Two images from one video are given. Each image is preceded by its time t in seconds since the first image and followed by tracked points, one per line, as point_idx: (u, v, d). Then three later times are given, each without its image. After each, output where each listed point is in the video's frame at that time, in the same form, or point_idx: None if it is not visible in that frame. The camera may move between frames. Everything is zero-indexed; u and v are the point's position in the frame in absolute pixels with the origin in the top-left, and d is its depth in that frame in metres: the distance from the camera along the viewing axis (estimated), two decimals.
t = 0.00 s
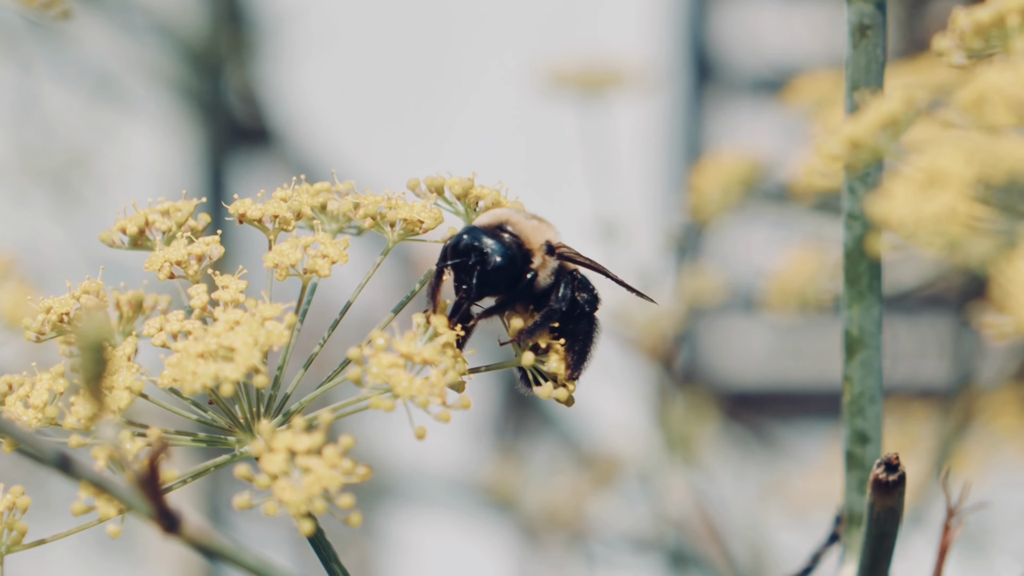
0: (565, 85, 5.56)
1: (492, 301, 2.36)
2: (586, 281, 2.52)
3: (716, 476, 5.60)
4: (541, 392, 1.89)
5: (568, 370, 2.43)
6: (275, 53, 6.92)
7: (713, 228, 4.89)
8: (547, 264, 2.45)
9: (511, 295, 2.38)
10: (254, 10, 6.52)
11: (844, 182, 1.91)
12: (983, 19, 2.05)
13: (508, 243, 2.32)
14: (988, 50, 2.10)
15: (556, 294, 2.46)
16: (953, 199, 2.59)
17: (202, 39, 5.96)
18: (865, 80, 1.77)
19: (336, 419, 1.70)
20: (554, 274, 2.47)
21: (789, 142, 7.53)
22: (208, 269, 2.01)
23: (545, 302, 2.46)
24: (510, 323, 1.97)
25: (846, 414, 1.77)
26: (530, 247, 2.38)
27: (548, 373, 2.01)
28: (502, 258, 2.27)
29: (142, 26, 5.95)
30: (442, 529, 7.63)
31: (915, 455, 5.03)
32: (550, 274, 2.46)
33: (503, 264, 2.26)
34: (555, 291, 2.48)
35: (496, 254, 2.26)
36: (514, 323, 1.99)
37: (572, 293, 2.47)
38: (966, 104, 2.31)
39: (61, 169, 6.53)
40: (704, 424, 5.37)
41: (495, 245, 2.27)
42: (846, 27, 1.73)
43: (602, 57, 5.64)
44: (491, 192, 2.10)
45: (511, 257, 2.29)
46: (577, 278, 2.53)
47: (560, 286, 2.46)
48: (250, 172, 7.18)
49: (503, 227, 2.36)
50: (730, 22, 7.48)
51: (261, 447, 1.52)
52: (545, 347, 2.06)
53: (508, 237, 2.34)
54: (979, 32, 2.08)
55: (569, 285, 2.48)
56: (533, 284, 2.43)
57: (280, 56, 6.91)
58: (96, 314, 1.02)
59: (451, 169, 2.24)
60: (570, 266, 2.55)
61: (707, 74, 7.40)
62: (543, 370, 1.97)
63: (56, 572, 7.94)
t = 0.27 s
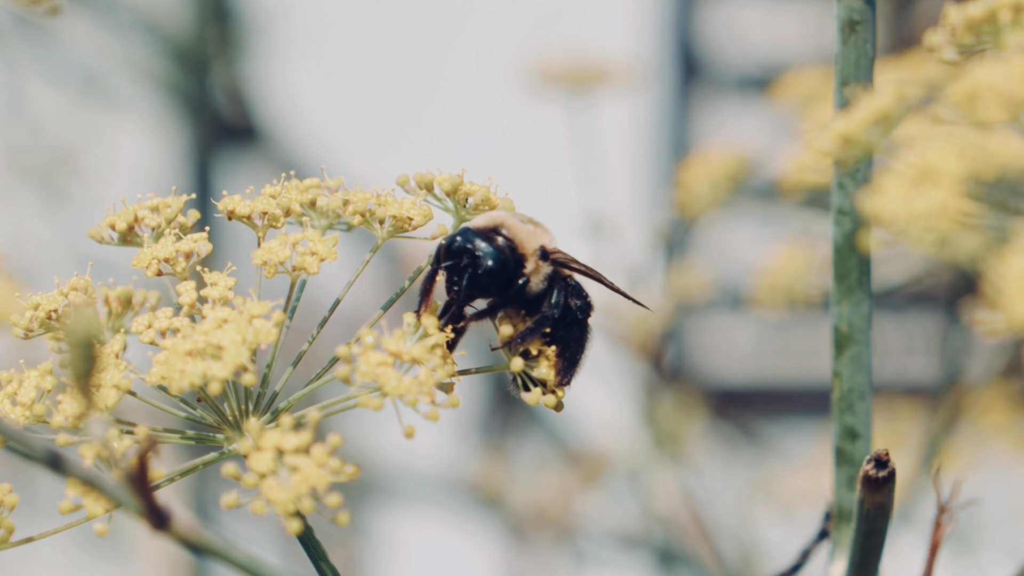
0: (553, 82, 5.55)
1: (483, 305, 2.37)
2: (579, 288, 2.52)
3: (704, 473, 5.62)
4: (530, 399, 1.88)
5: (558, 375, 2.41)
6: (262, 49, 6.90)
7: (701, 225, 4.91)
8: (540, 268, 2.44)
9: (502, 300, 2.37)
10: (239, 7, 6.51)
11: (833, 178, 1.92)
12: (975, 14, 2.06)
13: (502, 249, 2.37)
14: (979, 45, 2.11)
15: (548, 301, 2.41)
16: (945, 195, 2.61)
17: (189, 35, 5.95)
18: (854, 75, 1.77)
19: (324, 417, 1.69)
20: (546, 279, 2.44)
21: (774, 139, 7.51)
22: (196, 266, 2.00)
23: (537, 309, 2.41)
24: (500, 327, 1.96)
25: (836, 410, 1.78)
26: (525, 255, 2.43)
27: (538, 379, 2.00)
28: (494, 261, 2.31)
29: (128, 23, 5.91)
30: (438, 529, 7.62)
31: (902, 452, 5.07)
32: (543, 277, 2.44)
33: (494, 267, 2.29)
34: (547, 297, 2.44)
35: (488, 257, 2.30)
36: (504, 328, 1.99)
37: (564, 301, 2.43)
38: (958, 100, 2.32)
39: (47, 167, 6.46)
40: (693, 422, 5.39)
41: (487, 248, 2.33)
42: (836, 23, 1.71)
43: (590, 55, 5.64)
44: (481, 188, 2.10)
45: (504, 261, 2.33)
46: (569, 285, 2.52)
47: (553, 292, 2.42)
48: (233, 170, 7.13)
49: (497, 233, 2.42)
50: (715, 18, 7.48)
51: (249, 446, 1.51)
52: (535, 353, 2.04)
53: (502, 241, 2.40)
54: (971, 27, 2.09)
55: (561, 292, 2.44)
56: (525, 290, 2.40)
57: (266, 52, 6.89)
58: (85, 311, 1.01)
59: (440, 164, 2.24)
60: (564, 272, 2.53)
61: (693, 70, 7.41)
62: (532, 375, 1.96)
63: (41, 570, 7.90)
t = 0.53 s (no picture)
0: (541, 77, 5.55)
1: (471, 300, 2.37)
2: (569, 285, 2.52)
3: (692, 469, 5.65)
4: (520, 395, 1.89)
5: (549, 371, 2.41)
6: (248, 44, 6.87)
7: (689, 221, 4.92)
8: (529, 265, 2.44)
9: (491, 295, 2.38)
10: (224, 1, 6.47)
11: (823, 173, 1.93)
12: (965, 9, 2.07)
13: (490, 244, 2.37)
14: (969, 40, 2.12)
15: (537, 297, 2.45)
16: (937, 189, 2.63)
17: (175, 32, 6.00)
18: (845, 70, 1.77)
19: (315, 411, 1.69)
20: (535, 276, 2.46)
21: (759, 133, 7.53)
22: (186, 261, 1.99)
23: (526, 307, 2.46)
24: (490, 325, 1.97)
25: (825, 405, 1.79)
26: (514, 251, 2.43)
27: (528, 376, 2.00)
28: (482, 256, 2.30)
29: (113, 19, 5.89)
30: (432, 526, 7.64)
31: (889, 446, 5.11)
32: (532, 274, 2.46)
33: (481, 262, 2.29)
34: (537, 293, 2.48)
35: (475, 252, 2.30)
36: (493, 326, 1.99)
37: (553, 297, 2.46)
38: (950, 94, 2.33)
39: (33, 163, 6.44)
40: (681, 418, 5.42)
41: (475, 243, 2.32)
42: (825, 18, 1.73)
43: (577, 50, 5.64)
44: (470, 182, 2.10)
45: (491, 256, 2.33)
46: (559, 282, 2.52)
47: (543, 288, 2.45)
48: (221, 165, 7.11)
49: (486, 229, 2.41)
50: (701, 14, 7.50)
51: (239, 440, 1.51)
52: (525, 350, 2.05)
53: (491, 237, 2.39)
54: (962, 22, 2.10)
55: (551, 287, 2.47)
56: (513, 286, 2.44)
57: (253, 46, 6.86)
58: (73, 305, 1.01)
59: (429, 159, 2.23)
60: (554, 268, 2.52)
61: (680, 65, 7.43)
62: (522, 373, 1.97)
63: (29, 566, 7.89)
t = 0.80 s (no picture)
0: (530, 72, 5.54)
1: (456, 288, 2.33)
2: (553, 269, 2.52)
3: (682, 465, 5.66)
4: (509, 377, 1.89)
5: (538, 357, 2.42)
6: (236, 39, 6.83)
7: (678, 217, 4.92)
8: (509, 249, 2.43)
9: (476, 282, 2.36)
10: None
11: (814, 168, 1.92)
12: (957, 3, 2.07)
13: (472, 231, 2.31)
14: (960, 34, 2.12)
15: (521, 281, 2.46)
16: (929, 184, 2.64)
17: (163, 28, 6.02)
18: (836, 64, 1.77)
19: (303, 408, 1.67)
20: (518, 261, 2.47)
21: (746, 128, 7.54)
22: (175, 259, 1.97)
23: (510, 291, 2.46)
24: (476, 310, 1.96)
25: (817, 401, 1.79)
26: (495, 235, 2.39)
27: (517, 361, 2.00)
28: (464, 242, 2.25)
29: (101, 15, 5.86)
30: (419, 522, 7.65)
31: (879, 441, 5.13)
32: (514, 258, 2.45)
33: (464, 249, 2.25)
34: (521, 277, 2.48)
35: (457, 238, 2.24)
36: (481, 311, 1.98)
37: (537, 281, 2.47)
38: (942, 88, 2.33)
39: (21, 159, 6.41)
40: (672, 413, 5.43)
41: (456, 230, 2.26)
42: (817, 12, 1.71)
43: (567, 45, 5.63)
44: (460, 178, 2.09)
45: (473, 242, 2.28)
46: (541, 265, 2.53)
47: (526, 271, 2.46)
48: (210, 162, 7.08)
49: (467, 215, 2.35)
50: (687, 8, 7.51)
51: (229, 437, 1.50)
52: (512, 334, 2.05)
53: (472, 224, 2.33)
54: (954, 16, 2.10)
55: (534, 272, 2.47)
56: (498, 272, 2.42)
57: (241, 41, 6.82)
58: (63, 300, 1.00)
59: (418, 156, 2.22)
60: (537, 253, 2.53)
61: (667, 60, 7.42)
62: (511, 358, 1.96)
63: (18, 564, 7.85)
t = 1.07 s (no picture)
0: (523, 72, 5.54)
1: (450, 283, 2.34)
2: (545, 260, 2.51)
3: (676, 465, 5.66)
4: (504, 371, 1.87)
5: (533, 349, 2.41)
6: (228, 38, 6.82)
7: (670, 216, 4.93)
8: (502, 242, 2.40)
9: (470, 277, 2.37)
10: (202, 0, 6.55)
11: (810, 166, 1.92)
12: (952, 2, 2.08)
13: (464, 224, 2.30)
14: (955, 32, 2.13)
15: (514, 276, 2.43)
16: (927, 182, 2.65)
17: (153, 27, 6.00)
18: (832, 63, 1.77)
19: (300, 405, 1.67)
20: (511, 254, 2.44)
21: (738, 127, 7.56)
22: (169, 258, 1.96)
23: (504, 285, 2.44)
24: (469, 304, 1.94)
25: (813, 401, 1.79)
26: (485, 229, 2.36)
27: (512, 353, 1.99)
28: (458, 236, 2.27)
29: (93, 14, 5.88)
30: (413, 522, 7.64)
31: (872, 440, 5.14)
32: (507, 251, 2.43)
33: (458, 242, 2.26)
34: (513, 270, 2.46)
35: (451, 233, 2.26)
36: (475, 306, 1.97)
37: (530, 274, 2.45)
38: (940, 85, 2.34)
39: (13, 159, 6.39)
40: (666, 413, 5.44)
41: (449, 225, 2.27)
42: (812, 9, 1.71)
43: (559, 44, 5.64)
44: (454, 176, 2.09)
45: (467, 236, 2.29)
46: (534, 257, 2.52)
47: (519, 264, 2.43)
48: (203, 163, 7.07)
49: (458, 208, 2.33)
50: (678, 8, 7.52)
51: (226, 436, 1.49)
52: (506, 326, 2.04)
53: (463, 218, 2.31)
54: (949, 14, 2.11)
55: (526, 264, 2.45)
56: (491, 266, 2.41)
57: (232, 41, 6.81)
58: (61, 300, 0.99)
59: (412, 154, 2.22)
60: (528, 245, 2.51)
61: (658, 59, 7.43)
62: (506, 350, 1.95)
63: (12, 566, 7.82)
